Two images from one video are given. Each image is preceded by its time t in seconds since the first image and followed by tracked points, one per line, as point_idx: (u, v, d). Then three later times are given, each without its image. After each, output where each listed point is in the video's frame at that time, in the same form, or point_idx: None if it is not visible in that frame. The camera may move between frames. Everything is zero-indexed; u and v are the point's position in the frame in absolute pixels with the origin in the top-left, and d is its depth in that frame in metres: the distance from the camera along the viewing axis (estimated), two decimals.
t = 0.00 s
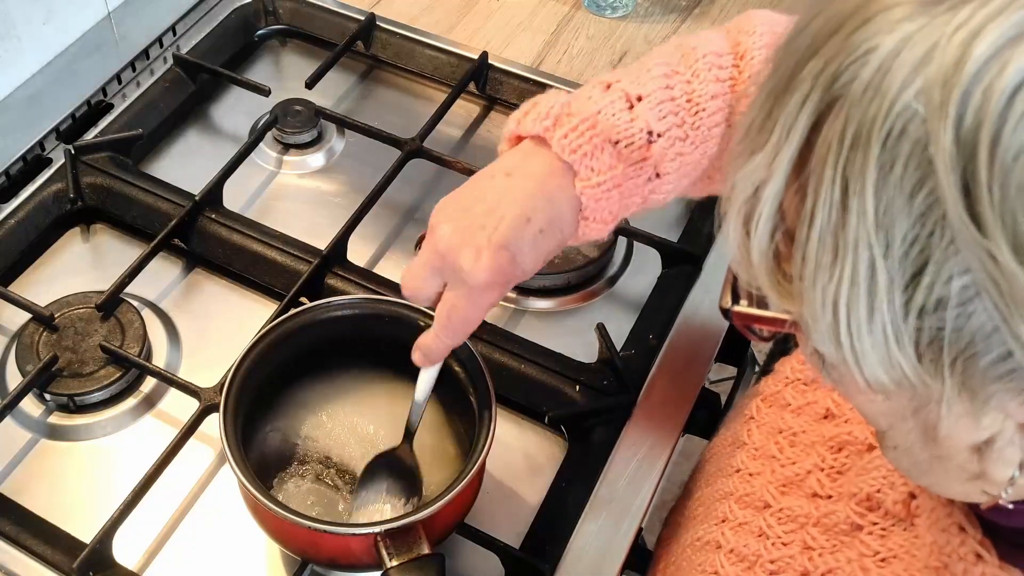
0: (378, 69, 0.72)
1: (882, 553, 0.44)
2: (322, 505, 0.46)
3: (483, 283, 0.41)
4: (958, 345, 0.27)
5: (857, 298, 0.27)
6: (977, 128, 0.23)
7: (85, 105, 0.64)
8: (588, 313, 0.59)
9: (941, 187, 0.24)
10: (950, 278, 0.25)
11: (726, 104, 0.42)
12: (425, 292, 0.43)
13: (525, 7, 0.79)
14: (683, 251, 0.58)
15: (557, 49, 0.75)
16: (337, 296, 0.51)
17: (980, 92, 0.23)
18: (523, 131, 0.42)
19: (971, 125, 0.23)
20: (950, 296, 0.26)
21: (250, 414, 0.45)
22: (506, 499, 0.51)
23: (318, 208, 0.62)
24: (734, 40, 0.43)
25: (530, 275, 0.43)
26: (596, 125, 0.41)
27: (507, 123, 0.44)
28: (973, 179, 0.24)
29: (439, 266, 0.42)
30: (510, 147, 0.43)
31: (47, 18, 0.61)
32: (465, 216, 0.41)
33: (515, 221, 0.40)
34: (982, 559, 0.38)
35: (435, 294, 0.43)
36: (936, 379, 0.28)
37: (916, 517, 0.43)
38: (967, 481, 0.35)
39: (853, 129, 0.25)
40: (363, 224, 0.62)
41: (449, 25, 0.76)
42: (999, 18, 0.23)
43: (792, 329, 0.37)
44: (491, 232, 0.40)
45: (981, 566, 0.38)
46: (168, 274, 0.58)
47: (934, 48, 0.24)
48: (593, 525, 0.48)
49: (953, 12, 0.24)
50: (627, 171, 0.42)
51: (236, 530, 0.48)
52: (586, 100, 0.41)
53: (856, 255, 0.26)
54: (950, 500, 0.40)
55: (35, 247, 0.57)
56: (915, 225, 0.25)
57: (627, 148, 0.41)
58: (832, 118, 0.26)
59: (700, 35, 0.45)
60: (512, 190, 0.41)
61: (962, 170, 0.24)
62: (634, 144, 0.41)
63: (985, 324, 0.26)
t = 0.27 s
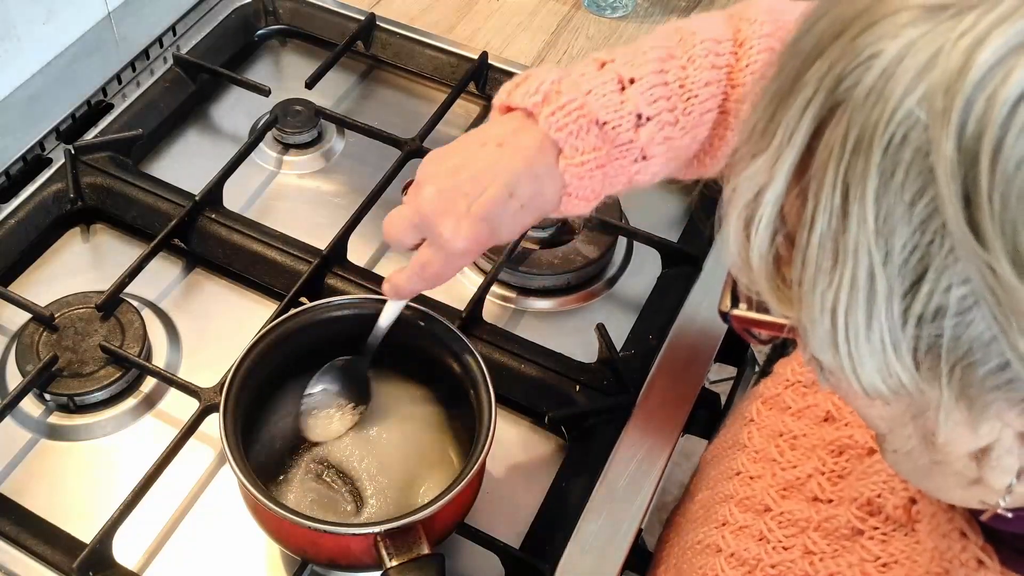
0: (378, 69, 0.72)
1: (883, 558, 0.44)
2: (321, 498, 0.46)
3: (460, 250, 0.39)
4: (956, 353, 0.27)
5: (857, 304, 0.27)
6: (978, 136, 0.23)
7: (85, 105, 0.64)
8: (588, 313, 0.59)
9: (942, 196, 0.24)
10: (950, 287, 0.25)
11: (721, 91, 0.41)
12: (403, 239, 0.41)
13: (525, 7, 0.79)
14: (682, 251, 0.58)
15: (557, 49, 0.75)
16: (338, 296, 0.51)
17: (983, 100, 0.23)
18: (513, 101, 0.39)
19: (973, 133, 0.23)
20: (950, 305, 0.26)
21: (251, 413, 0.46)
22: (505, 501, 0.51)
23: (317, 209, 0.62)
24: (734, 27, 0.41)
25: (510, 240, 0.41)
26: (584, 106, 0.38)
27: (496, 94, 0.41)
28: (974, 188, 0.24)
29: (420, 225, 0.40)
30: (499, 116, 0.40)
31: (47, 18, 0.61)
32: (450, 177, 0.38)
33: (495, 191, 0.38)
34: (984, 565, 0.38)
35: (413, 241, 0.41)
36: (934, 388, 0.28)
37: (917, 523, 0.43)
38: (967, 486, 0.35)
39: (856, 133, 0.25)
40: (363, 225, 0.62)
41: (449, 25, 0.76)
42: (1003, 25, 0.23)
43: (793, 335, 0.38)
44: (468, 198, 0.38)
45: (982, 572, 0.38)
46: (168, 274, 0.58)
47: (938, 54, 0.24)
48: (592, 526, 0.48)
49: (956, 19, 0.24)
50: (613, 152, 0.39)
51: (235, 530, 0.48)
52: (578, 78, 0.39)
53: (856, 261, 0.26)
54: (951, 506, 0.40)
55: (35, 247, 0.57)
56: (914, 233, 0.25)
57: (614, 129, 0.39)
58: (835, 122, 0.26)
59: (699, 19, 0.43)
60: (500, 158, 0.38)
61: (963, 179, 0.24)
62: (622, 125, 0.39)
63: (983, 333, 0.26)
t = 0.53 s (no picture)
0: (378, 69, 0.72)
1: (883, 555, 0.44)
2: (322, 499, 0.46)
3: (454, 284, 0.43)
4: (958, 347, 0.27)
5: (858, 298, 0.27)
6: (981, 130, 0.23)
7: (85, 105, 0.64)
8: (588, 312, 0.59)
9: (943, 191, 0.24)
10: (951, 281, 0.25)
11: (706, 115, 0.44)
12: (399, 284, 0.45)
13: (525, 7, 0.79)
14: (680, 249, 0.58)
15: (557, 49, 0.75)
16: (337, 296, 0.51)
17: (984, 96, 0.23)
18: (500, 138, 0.43)
19: (975, 127, 0.23)
20: (951, 300, 0.26)
21: (251, 415, 0.46)
22: (505, 499, 0.51)
23: (318, 208, 0.62)
24: (720, 46, 0.44)
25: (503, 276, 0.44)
26: (567, 136, 0.41)
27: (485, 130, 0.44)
28: (976, 182, 0.24)
29: (414, 264, 0.44)
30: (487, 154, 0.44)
31: (47, 18, 0.60)
32: (442, 216, 0.43)
33: (486, 227, 0.42)
34: (985, 563, 0.38)
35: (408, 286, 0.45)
36: (935, 382, 0.28)
37: (918, 521, 0.43)
38: (968, 483, 0.35)
39: (858, 128, 0.25)
40: (363, 225, 0.62)
41: (449, 25, 0.76)
42: (1004, 22, 0.23)
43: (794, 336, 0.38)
44: (460, 230, 0.42)
45: (983, 570, 0.38)
46: (168, 274, 0.58)
47: (941, 49, 0.24)
48: (593, 524, 0.48)
49: (960, 14, 0.24)
50: (597, 182, 0.42)
51: (235, 530, 0.48)
52: (560, 110, 0.42)
53: (858, 257, 0.26)
54: (953, 503, 0.40)
55: (35, 248, 0.57)
56: (916, 228, 0.25)
57: (596, 159, 0.42)
58: (837, 118, 0.26)
59: (689, 41, 0.45)
60: (488, 194, 0.42)
61: (965, 173, 0.24)
62: (605, 156, 0.42)
63: (984, 328, 0.26)
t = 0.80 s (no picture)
0: (378, 69, 0.72)
1: (881, 558, 0.44)
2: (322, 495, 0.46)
3: (486, 247, 0.39)
4: (951, 356, 0.27)
5: (851, 308, 0.27)
6: (972, 139, 0.23)
7: (85, 105, 0.64)
8: (588, 312, 0.59)
9: (935, 201, 0.24)
10: (944, 291, 0.25)
11: (736, 80, 0.42)
12: (431, 259, 0.41)
13: (526, 7, 0.78)
14: (679, 250, 0.58)
15: (557, 49, 0.75)
16: (337, 296, 0.50)
17: (974, 107, 0.23)
18: (531, 95, 0.41)
19: (967, 137, 0.23)
20: (944, 309, 0.26)
21: (251, 414, 0.46)
22: (501, 501, 0.51)
23: (317, 209, 0.62)
24: (749, 18, 0.43)
25: (535, 239, 0.41)
26: (602, 92, 0.40)
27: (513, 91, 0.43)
28: (967, 193, 0.24)
29: (444, 233, 0.40)
30: (519, 109, 0.42)
31: (47, 19, 0.60)
32: (472, 172, 0.39)
33: (516, 185, 0.39)
34: (983, 565, 0.38)
35: (441, 259, 0.42)
36: (930, 391, 0.28)
37: (914, 522, 0.43)
38: (965, 487, 0.35)
39: (849, 137, 0.25)
40: (363, 225, 0.62)
41: (449, 25, 0.76)
42: (995, 31, 0.23)
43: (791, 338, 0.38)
44: (491, 193, 0.39)
45: (982, 572, 0.38)
46: (168, 274, 0.58)
47: (932, 59, 0.24)
48: (591, 527, 0.48)
49: (950, 24, 0.24)
50: (631, 140, 0.40)
51: (234, 530, 0.48)
52: (594, 67, 0.41)
53: (850, 267, 0.26)
54: (951, 506, 0.40)
55: (35, 247, 0.57)
56: (907, 239, 0.25)
57: (631, 116, 0.40)
58: (827, 128, 0.26)
59: (716, 12, 0.44)
60: (518, 151, 0.39)
61: (956, 184, 0.24)
62: (639, 113, 0.40)
63: (977, 337, 0.26)
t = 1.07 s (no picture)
0: (378, 69, 0.72)
1: (879, 556, 0.44)
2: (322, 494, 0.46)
3: (431, 280, 0.41)
4: (956, 349, 0.27)
5: (856, 300, 0.27)
6: (978, 129, 0.23)
7: (85, 105, 0.64)
8: (588, 312, 0.59)
9: (940, 191, 0.24)
10: (949, 282, 0.25)
11: (686, 125, 0.43)
12: (373, 268, 0.44)
13: (525, 7, 0.79)
14: (681, 250, 0.58)
15: (557, 49, 0.75)
16: (337, 296, 0.51)
17: (980, 95, 0.23)
18: (478, 143, 0.42)
19: (972, 126, 0.23)
20: (949, 300, 0.26)
21: (251, 413, 0.46)
22: (504, 499, 0.51)
23: (317, 208, 0.62)
24: (700, 59, 0.44)
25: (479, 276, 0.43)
26: (545, 145, 0.41)
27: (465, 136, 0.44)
28: (972, 182, 0.24)
29: (390, 253, 0.43)
30: (468, 157, 0.43)
31: (47, 18, 0.61)
32: (425, 210, 0.42)
33: (466, 228, 0.41)
34: (982, 563, 0.38)
35: (381, 272, 0.44)
36: (934, 384, 0.29)
37: (913, 521, 0.43)
38: (966, 483, 0.35)
39: (854, 129, 0.25)
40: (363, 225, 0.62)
41: (449, 25, 0.76)
42: (999, 22, 0.23)
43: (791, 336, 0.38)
44: (444, 227, 0.41)
45: (981, 570, 0.38)
46: (168, 274, 0.58)
47: (936, 50, 0.24)
48: (592, 526, 0.48)
49: (954, 15, 0.24)
50: (575, 191, 0.42)
51: (234, 530, 0.48)
52: (541, 118, 0.42)
53: (855, 258, 0.26)
54: (949, 504, 0.40)
55: (35, 248, 0.57)
56: (913, 229, 0.25)
57: (575, 168, 0.41)
58: (832, 120, 0.26)
59: (667, 54, 0.45)
60: (472, 196, 0.41)
61: (962, 173, 0.24)
62: (584, 163, 0.42)
63: (982, 329, 0.26)
